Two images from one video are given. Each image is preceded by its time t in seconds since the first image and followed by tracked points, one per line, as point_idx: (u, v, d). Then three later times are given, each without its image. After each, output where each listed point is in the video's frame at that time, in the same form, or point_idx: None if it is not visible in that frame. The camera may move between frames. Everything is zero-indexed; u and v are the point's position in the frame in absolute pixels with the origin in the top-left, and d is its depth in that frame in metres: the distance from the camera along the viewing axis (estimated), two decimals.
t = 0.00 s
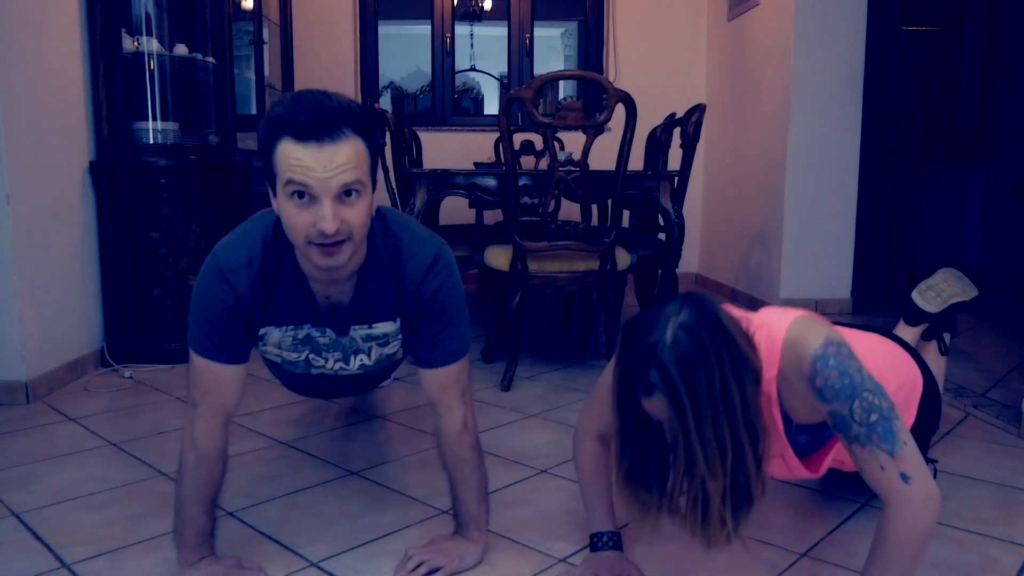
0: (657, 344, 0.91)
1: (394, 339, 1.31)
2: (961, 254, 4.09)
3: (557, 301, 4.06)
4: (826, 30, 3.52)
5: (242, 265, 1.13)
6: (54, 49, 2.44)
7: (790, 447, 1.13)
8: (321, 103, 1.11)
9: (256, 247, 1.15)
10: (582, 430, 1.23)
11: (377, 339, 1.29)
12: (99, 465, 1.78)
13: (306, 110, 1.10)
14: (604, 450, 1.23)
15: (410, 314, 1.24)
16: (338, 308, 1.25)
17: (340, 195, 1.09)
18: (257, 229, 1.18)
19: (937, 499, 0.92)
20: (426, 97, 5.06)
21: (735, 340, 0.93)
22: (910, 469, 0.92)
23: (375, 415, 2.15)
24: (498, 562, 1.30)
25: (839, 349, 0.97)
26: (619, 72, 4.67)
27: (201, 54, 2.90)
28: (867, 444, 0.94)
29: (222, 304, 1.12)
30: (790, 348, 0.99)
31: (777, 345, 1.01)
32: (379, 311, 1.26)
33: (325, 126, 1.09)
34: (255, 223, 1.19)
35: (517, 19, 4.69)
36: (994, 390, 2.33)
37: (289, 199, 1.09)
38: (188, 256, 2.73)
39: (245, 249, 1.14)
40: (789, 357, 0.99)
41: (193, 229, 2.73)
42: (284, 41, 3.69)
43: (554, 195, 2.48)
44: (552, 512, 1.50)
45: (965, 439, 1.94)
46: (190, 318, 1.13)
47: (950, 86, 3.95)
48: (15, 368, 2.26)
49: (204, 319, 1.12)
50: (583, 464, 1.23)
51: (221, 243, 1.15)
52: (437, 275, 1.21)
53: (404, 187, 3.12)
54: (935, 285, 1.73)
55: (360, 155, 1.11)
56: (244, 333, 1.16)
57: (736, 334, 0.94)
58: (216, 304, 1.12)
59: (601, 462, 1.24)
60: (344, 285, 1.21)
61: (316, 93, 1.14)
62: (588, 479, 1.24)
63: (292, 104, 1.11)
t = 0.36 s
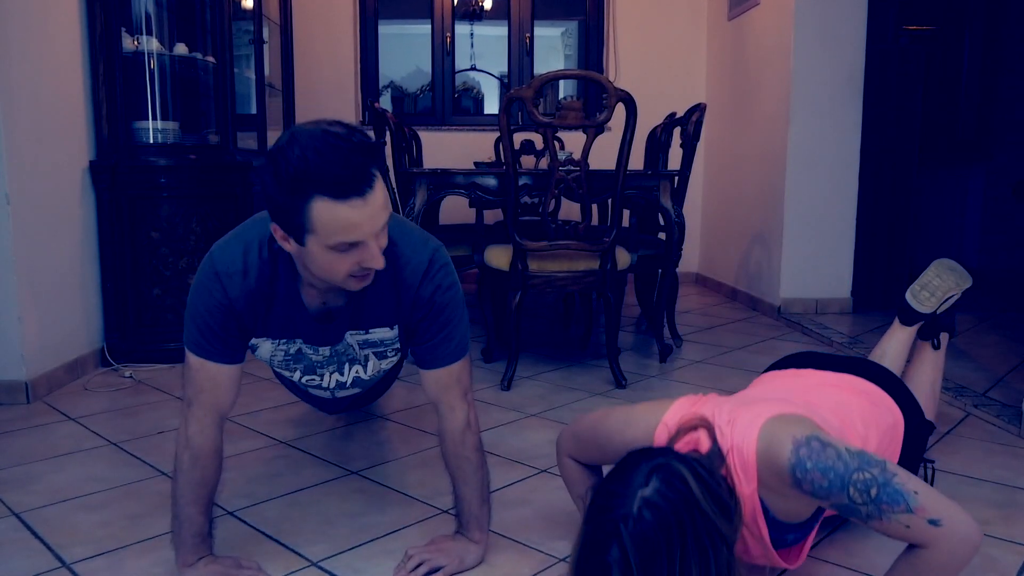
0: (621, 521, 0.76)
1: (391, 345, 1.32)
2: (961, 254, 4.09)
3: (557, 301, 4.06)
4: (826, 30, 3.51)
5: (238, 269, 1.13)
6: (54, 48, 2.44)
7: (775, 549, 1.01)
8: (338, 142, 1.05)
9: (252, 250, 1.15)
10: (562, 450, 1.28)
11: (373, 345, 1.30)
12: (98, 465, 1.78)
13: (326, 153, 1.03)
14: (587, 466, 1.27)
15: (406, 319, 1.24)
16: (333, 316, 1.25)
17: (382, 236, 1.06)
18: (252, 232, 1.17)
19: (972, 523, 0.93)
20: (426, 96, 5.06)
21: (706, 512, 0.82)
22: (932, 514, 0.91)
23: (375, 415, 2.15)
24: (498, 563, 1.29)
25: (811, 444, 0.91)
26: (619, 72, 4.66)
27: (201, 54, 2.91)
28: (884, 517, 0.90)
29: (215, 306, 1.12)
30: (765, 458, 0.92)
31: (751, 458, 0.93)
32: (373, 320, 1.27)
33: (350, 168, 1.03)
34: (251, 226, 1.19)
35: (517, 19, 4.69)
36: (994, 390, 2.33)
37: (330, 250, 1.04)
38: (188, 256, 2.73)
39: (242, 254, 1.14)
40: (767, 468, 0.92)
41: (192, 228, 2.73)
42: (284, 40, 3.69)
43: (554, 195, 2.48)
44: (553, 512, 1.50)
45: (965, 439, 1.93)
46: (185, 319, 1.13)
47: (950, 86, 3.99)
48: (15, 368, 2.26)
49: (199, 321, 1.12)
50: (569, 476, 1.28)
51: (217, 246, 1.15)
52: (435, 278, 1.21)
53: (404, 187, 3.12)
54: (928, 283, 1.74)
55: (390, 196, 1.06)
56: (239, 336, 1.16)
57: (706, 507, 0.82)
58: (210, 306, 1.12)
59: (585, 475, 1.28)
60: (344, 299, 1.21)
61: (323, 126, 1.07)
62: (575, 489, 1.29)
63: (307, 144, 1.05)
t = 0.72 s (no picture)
0: (645, 503, 0.79)
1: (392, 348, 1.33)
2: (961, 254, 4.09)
3: (558, 300, 4.06)
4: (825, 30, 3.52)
5: (237, 271, 1.13)
6: (54, 49, 2.44)
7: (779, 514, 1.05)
8: (348, 162, 1.04)
9: (252, 252, 1.15)
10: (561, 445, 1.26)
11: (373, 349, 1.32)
12: (98, 465, 1.78)
13: (340, 176, 1.02)
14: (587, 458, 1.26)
15: (406, 320, 1.24)
16: (334, 317, 1.26)
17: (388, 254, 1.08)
18: (252, 233, 1.17)
19: (973, 527, 0.92)
20: (426, 96, 5.07)
21: (725, 486, 0.82)
22: (934, 506, 0.91)
23: (375, 415, 2.15)
24: (498, 562, 1.30)
25: (830, 412, 0.93)
26: (619, 72, 4.66)
27: (201, 54, 2.91)
28: (884, 496, 0.91)
29: (214, 306, 1.12)
30: (781, 421, 0.94)
31: (766, 417, 0.94)
32: (373, 323, 1.28)
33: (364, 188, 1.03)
34: (252, 227, 1.19)
35: (517, 19, 4.69)
36: (995, 390, 2.33)
37: (339, 269, 1.06)
38: (188, 256, 2.74)
39: (241, 255, 1.14)
40: (779, 430, 0.94)
41: (192, 228, 2.73)
42: (284, 41, 3.69)
43: (554, 195, 2.48)
44: (553, 512, 1.50)
45: (965, 439, 1.93)
46: (184, 319, 1.13)
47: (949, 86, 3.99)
48: (15, 368, 2.26)
49: (199, 321, 1.12)
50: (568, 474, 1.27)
51: (216, 246, 1.15)
52: (434, 279, 1.21)
53: (404, 187, 3.12)
54: (924, 280, 1.75)
55: (397, 210, 1.08)
56: (238, 336, 1.16)
57: (725, 480, 0.82)
58: (209, 306, 1.12)
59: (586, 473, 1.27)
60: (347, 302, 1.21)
61: (328, 144, 1.05)
62: (575, 485, 1.28)
63: (317, 165, 1.03)
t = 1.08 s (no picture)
0: (689, 349, 0.86)
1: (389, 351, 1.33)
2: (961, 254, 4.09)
3: (557, 300, 4.07)
4: (825, 31, 3.52)
5: (235, 271, 1.13)
6: (54, 49, 2.44)
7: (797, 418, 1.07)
8: (342, 165, 1.04)
9: (251, 252, 1.15)
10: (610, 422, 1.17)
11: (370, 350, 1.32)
12: (98, 465, 1.78)
13: (334, 178, 1.02)
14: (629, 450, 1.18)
15: (405, 321, 1.24)
16: (331, 321, 1.26)
17: (383, 257, 1.08)
18: (252, 234, 1.17)
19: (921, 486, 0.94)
20: (426, 97, 5.06)
21: (768, 335, 0.88)
22: (900, 454, 0.94)
23: (375, 415, 2.15)
24: (499, 562, 1.30)
25: (872, 325, 0.95)
26: (619, 72, 4.67)
27: (201, 55, 2.91)
28: (869, 420, 0.95)
29: (213, 306, 1.12)
30: (822, 317, 0.96)
31: (806, 306, 0.97)
32: (371, 326, 1.28)
33: (357, 192, 1.03)
34: (251, 227, 1.19)
35: (517, 19, 4.70)
36: (994, 390, 2.33)
37: (334, 270, 1.06)
38: (188, 256, 2.74)
39: (241, 254, 1.14)
40: (817, 325, 0.96)
41: (192, 228, 2.73)
42: (283, 41, 3.69)
43: (554, 195, 2.48)
44: (552, 512, 1.50)
45: (965, 439, 1.94)
46: (183, 319, 1.13)
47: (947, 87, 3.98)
48: (15, 368, 2.26)
49: (197, 320, 1.12)
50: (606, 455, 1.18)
51: (215, 247, 1.15)
52: (433, 279, 1.20)
53: (404, 187, 3.12)
54: (929, 283, 1.74)
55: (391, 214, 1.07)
56: (236, 335, 1.16)
57: (768, 329, 0.88)
58: (207, 306, 1.12)
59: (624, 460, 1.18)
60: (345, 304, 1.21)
61: (323, 147, 1.06)
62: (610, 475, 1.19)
63: (310, 168, 1.03)
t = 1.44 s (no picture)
0: (699, 302, 0.88)
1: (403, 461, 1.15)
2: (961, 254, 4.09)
3: (557, 300, 4.06)
4: (825, 31, 3.52)
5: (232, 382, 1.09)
6: (54, 49, 2.44)
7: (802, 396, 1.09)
8: (345, 344, 0.91)
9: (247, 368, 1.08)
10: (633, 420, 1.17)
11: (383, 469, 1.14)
12: (98, 465, 1.78)
13: (337, 356, 0.90)
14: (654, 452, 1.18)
15: (420, 425, 1.13)
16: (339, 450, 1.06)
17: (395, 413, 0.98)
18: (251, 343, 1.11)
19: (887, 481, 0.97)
20: (426, 96, 5.07)
21: (773, 288, 0.91)
22: (878, 447, 0.97)
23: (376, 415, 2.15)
24: (498, 562, 1.29)
25: (877, 319, 0.96)
26: (619, 72, 4.67)
27: (201, 54, 2.91)
28: (855, 410, 0.97)
29: (207, 403, 1.10)
30: (831, 303, 0.97)
31: (811, 289, 0.99)
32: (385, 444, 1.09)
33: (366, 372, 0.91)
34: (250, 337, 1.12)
35: (517, 19, 4.70)
36: (994, 390, 2.33)
37: (348, 441, 0.95)
38: (187, 255, 2.74)
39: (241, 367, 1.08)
40: (828, 310, 0.97)
41: (192, 228, 2.73)
42: (284, 41, 3.69)
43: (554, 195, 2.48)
44: (553, 512, 1.50)
45: (965, 439, 1.93)
46: (165, 411, 1.10)
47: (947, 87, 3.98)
48: (15, 367, 2.26)
49: (187, 418, 1.10)
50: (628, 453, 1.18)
51: (216, 353, 1.12)
52: (439, 381, 1.12)
53: (404, 187, 3.12)
54: (938, 291, 1.75)
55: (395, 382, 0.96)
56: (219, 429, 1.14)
57: (773, 282, 0.92)
58: (200, 404, 1.10)
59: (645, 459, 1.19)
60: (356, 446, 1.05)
61: (322, 326, 0.92)
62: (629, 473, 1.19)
63: (311, 354, 0.90)
